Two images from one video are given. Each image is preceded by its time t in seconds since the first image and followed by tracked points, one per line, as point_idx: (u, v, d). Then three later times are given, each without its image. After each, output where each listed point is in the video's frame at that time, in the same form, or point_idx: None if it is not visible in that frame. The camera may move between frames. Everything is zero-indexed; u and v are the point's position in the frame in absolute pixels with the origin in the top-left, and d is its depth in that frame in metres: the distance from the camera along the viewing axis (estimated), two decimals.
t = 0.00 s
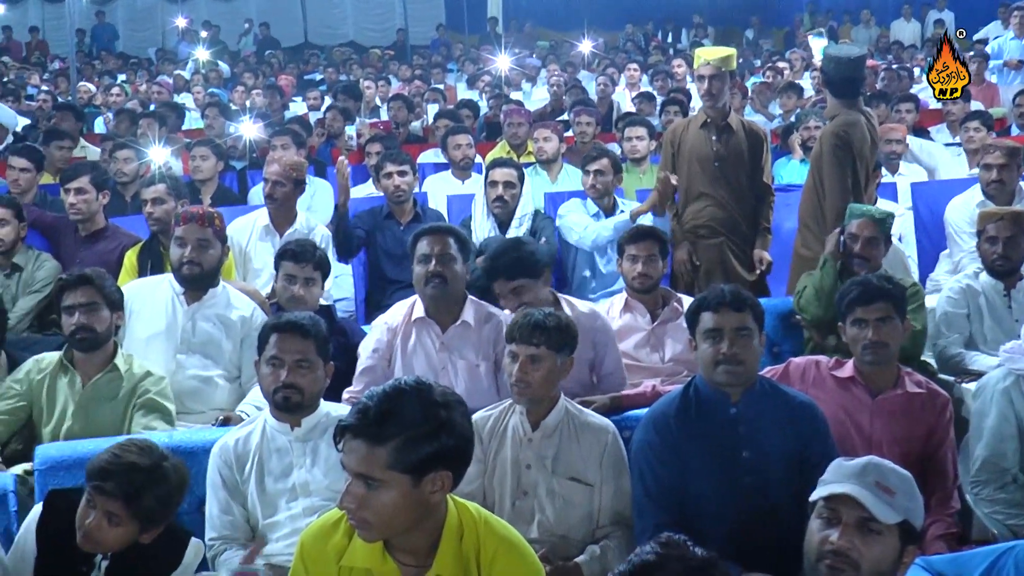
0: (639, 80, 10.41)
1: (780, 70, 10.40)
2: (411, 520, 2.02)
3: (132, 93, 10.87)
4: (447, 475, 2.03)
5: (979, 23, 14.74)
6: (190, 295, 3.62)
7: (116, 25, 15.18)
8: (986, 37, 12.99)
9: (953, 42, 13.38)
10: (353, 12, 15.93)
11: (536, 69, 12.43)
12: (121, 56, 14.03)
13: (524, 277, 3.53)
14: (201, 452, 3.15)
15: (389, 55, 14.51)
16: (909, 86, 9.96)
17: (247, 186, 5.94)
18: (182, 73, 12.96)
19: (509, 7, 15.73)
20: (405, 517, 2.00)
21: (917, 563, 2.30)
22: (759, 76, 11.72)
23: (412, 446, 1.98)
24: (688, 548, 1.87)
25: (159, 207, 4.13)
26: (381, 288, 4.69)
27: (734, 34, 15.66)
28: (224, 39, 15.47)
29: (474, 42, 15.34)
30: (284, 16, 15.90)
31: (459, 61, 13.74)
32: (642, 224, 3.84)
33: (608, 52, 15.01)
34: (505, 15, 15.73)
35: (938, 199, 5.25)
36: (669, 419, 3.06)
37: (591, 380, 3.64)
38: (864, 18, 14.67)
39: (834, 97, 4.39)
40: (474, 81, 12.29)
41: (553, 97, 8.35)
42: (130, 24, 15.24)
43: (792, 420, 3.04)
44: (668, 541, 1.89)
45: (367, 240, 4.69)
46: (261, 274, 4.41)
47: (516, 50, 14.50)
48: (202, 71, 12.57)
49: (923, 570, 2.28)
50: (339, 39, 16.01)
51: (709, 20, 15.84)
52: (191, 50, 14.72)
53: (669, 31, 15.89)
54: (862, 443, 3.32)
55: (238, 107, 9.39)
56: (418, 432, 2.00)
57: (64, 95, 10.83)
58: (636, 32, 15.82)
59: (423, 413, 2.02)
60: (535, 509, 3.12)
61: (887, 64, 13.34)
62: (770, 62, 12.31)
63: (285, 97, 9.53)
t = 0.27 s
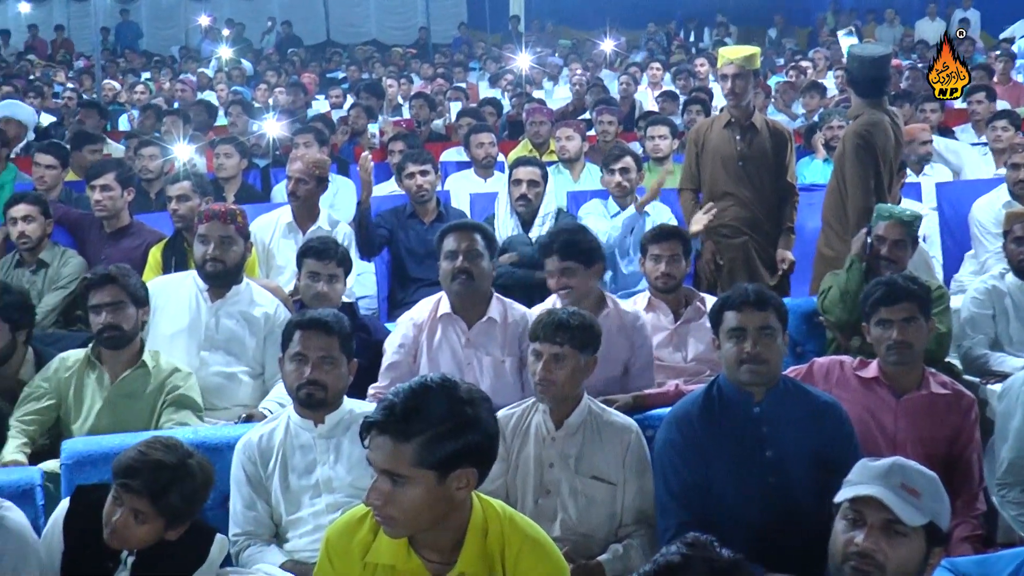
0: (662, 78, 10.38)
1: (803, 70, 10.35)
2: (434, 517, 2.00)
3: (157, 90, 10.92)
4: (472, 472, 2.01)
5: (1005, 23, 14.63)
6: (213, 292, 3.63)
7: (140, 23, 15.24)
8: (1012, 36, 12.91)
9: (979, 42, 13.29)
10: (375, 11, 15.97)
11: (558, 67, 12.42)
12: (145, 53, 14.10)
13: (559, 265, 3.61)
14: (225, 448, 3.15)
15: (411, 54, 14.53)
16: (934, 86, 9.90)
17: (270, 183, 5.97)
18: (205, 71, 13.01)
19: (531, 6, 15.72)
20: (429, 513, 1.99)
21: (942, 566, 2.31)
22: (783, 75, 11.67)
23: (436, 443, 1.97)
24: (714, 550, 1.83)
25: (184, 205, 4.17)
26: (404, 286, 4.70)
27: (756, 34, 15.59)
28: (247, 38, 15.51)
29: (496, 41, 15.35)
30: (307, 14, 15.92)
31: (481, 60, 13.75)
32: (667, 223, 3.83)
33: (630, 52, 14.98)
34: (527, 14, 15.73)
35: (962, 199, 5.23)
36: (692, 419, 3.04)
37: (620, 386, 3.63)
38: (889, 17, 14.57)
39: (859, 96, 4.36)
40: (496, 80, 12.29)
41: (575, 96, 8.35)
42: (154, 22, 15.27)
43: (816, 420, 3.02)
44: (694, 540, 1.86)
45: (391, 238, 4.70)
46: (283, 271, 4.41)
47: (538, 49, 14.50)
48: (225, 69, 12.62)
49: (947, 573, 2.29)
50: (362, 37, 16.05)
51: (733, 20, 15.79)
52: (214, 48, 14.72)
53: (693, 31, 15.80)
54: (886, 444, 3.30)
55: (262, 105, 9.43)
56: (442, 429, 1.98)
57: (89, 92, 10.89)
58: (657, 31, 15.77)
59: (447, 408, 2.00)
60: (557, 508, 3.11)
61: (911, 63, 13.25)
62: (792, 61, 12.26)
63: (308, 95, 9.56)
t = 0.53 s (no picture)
0: (686, 77, 10.35)
1: (828, 69, 10.30)
2: (454, 516, 1.98)
3: (181, 87, 10.96)
4: (492, 471, 2.00)
5: None
6: (238, 289, 3.63)
7: (165, 21, 15.04)
8: None
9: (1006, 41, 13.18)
10: (398, 10, 15.98)
11: (580, 66, 12.41)
12: (168, 50, 14.19)
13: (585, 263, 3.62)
14: (250, 444, 3.15)
15: (434, 52, 14.53)
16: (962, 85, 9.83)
17: (294, 181, 5.99)
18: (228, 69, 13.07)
19: (554, 5, 15.70)
20: (448, 513, 1.97)
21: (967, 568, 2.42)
22: (807, 74, 11.62)
23: (455, 442, 1.96)
24: (740, 549, 1.83)
25: (209, 201, 4.21)
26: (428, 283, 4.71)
27: (780, 32, 15.51)
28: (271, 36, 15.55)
29: (520, 39, 15.34)
30: (331, 13, 15.95)
31: (504, 58, 13.74)
32: (692, 221, 3.81)
33: (653, 50, 14.94)
34: (550, 13, 15.72)
35: (989, 199, 5.19)
36: (716, 418, 3.02)
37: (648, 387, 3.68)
38: (915, 16, 14.46)
39: (886, 95, 4.33)
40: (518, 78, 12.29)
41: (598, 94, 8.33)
42: (179, 20, 15.14)
43: (841, 420, 3.01)
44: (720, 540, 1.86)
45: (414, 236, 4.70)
46: (307, 268, 4.44)
47: (560, 48, 14.49)
48: (249, 67, 12.65)
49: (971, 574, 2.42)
50: (385, 35, 16.07)
51: (757, 18, 15.72)
52: (237, 45, 14.75)
53: (717, 29, 15.68)
54: (911, 443, 3.28)
55: (285, 103, 9.45)
56: (459, 427, 1.97)
57: (114, 89, 10.97)
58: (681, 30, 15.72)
59: (462, 407, 1.99)
60: (581, 507, 3.10)
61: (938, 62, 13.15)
62: (817, 60, 12.20)
63: (332, 92, 9.58)
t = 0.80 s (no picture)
0: (711, 74, 10.32)
1: (855, 66, 10.24)
2: (457, 524, 1.90)
3: (208, 84, 11.01)
4: (492, 478, 1.92)
5: None
6: (265, 286, 3.64)
7: (190, 17, 15.23)
8: None
9: None
10: (423, 7, 16.00)
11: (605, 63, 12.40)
12: (195, 47, 14.22)
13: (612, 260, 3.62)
14: (277, 440, 3.15)
15: (458, 49, 14.54)
16: (990, 82, 9.77)
17: (320, 178, 6.01)
18: (254, 66, 13.13)
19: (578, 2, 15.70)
20: (451, 520, 1.89)
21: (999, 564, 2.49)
22: (832, 72, 11.56)
23: (454, 451, 1.87)
24: (768, 548, 1.82)
25: (235, 198, 4.20)
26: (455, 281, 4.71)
27: (805, 29, 15.43)
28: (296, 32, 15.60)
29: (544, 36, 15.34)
30: (354, 10, 15.97)
31: (529, 55, 13.75)
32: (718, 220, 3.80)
33: (678, 47, 14.90)
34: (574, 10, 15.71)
35: (1018, 197, 5.14)
36: (744, 414, 3.02)
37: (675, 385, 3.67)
38: (942, 12, 14.35)
39: (915, 93, 4.30)
40: (543, 76, 12.30)
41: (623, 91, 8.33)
42: (202, 17, 15.26)
43: (870, 417, 2.98)
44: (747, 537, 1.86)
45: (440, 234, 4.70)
46: (333, 266, 4.45)
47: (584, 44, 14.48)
48: (274, 64, 12.70)
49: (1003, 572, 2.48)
50: (409, 33, 16.10)
51: (782, 15, 15.66)
52: (262, 43, 14.80)
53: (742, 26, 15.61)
54: (939, 443, 3.26)
55: (311, 99, 9.49)
56: (454, 438, 1.87)
57: (141, 87, 11.03)
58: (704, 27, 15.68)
59: (461, 414, 1.89)
60: (607, 504, 3.06)
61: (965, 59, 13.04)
62: (842, 57, 12.14)
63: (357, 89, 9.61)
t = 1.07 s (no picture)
0: (736, 72, 10.28)
1: (881, 64, 10.17)
2: (448, 537, 1.89)
3: (233, 80, 11.05)
4: (484, 493, 1.90)
5: None
6: (290, 282, 3.64)
7: (215, 13, 15.19)
8: None
9: None
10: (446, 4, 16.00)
11: (628, 60, 12.39)
12: (219, 43, 14.30)
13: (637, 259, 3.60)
14: (302, 436, 3.13)
15: (482, 45, 14.54)
16: (1019, 81, 9.69)
17: (344, 174, 6.01)
18: (278, 62, 13.18)
19: None
20: (442, 532, 1.88)
21: None
22: (858, 70, 11.49)
23: (444, 468, 1.84)
24: (800, 549, 1.78)
25: (260, 193, 4.21)
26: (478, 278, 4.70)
27: (830, 27, 15.33)
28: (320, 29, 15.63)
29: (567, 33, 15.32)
30: (378, 7, 15.98)
31: (552, 53, 13.73)
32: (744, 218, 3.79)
33: (701, 45, 14.85)
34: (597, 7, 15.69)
35: None
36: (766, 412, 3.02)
37: (699, 383, 3.65)
38: (968, 10, 14.21)
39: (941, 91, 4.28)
40: (566, 73, 12.30)
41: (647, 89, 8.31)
42: (227, 13, 15.22)
43: (895, 415, 2.96)
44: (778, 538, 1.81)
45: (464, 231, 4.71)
46: (358, 262, 4.43)
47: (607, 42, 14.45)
48: (299, 61, 12.74)
49: None
50: (432, 29, 16.10)
51: (806, 13, 15.57)
52: (285, 39, 14.80)
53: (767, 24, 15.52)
54: (966, 442, 3.23)
55: (335, 96, 9.51)
56: (443, 454, 1.84)
57: (166, 83, 11.07)
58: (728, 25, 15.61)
59: (451, 431, 1.86)
60: (632, 503, 3.02)
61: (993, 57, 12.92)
62: (868, 55, 12.07)
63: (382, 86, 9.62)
